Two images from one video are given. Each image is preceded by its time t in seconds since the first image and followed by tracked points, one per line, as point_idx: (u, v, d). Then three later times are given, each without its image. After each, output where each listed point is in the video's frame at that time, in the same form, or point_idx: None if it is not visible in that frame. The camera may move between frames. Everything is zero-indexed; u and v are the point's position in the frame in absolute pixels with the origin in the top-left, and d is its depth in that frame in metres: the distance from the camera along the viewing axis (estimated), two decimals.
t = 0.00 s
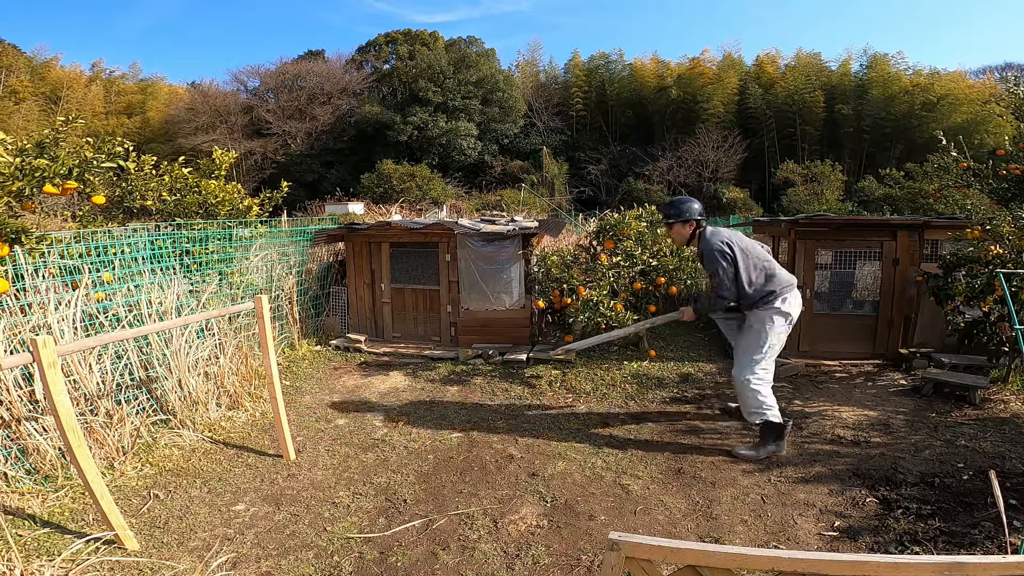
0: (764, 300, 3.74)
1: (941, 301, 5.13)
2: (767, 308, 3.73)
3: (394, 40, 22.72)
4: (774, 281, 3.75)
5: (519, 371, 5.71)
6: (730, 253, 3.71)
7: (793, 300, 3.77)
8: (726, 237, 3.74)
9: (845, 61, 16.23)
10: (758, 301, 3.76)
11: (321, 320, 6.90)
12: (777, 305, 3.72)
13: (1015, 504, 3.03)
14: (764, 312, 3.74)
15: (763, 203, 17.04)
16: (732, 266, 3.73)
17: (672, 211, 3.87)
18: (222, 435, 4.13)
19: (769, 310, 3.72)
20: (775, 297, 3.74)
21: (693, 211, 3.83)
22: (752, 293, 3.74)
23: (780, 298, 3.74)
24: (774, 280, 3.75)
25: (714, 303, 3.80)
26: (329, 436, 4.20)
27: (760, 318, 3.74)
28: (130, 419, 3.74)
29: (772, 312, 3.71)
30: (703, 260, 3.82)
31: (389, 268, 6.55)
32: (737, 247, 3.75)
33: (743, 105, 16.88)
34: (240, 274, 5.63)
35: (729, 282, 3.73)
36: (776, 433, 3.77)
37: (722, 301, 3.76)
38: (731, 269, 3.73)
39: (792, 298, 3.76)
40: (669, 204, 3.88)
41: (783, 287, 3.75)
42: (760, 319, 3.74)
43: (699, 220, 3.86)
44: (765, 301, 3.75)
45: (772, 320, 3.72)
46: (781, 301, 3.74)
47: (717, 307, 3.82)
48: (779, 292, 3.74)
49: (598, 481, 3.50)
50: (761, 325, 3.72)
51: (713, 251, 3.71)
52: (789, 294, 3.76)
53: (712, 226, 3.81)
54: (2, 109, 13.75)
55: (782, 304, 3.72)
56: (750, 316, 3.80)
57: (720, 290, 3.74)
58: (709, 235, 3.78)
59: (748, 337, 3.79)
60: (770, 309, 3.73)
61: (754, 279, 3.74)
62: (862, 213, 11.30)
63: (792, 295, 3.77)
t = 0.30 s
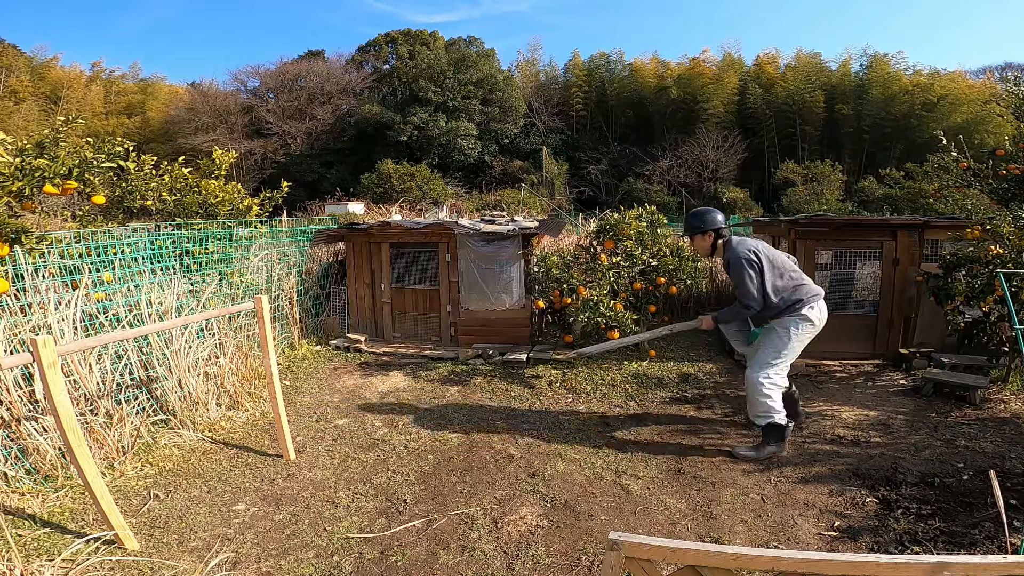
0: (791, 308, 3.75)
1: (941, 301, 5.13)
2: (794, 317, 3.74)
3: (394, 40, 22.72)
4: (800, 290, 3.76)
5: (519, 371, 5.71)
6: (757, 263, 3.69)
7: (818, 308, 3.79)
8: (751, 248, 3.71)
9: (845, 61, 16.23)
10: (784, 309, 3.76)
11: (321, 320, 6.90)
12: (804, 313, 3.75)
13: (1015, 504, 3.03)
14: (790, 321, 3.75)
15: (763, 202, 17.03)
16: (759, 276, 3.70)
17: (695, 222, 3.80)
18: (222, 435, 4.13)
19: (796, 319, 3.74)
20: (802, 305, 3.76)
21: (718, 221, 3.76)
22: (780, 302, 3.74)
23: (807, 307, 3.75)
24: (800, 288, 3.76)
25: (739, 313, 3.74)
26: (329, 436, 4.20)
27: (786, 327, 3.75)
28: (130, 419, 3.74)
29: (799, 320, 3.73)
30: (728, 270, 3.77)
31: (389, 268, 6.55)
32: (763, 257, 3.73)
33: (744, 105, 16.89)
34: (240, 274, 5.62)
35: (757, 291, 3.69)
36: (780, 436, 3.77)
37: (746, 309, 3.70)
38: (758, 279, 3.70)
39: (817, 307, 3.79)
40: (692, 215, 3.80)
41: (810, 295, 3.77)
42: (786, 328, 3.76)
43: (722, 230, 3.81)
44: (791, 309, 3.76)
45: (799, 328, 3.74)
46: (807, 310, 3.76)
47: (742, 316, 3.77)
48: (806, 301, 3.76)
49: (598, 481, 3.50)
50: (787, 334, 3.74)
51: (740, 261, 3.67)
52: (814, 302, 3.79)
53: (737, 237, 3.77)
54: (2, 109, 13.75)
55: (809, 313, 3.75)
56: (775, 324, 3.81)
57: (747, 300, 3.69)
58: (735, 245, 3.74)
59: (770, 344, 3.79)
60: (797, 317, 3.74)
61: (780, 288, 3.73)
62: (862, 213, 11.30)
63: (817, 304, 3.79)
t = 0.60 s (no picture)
0: (799, 309, 3.88)
1: (940, 301, 5.13)
2: (801, 317, 3.88)
3: (394, 40, 22.73)
4: (810, 292, 3.88)
5: (519, 371, 5.71)
6: (770, 262, 3.79)
7: (826, 311, 3.93)
8: (765, 247, 3.83)
9: (845, 61, 16.23)
10: (792, 309, 3.88)
11: (321, 320, 6.90)
12: (811, 315, 3.88)
13: (1015, 503, 3.03)
14: (797, 320, 3.89)
15: (763, 202, 17.03)
16: (771, 275, 3.81)
17: (712, 220, 3.93)
18: (222, 435, 4.13)
19: (804, 319, 3.87)
20: (810, 306, 3.88)
21: (733, 219, 3.89)
22: (790, 301, 3.84)
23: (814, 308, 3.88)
24: (810, 290, 3.88)
25: (749, 309, 3.83)
26: (329, 436, 4.20)
27: (793, 325, 3.89)
28: (130, 419, 3.74)
29: (806, 321, 3.87)
30: (741, 267, 3.88)
31: (389, 268, 6.54)
32: (776, 256, 3.84)
33: (743, 105, 16.88)
34: (240, 274, 5.62)
35: (768, 290, 3.79)
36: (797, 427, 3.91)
37: (756, 306, 3.80)
38: (769, 277, 3.81)
39: (824, 309, 3.92)
40: (709, 213, 3.93)
41: (818, 297, 3.89)
42: (793, 326, 3.89)
43: (737, 229, 3.94)
44: (799, 310, 3.88)
45: (804, 329, 3.88)
46: (814, 311, 3.89)
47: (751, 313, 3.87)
48: (814, 302, 3.88)
49: (598, 481, 3.50)
50: (794, 332, 3.88)
51: (754, 259, 3.77)
52: (822, 304, 3.92)
53: (751, 237, 3.89)
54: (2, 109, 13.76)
55: (816, 314, 3.89)
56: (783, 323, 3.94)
57: (757, 297, 3.79)
58: (748, 244, 3.86)
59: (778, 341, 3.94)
60: (804, 318, 3.88)
61: (791, 288, 3.83)
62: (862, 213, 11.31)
63: (825, 306, 3.92)
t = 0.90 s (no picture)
0: (795, 299, 4.02)
1: (940, 301, 5.13)
2: (796, 309, 4.04)
3: (394, 40, 22.74)
4: (804, 283, 4.02)
5: (518, 371, 5.72)
6: (764, 255, 3.92)
7: (818, 301, 4.09)
8: (761, 242, 3.94)
9: (845, 61, 16.24)
10: (788, 300, 4.03)
11: (321, 320, 6.90)
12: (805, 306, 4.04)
13: (1015, 503, 3.03)
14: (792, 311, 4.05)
15: (763, 202, 17.03)
16: (766, 268, 3.94)
17: (710, 215, 4.02)
18: (222, 435, 4.13)
19: (798, 310, 4.04)
20: (805, 298, 4.04)
21: (730, 214, 4.01)
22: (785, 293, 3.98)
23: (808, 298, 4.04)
24: (804, 281, 4.03)
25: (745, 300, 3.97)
26: (329, 436, 4.20)
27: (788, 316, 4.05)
28: (130, 419, 3.74)
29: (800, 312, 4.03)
30: (737, 261, 4.01)
31: (389, 268, 6.54)
32: (771, 249, 3.96)
33: (743, 105, 16.88)
34: (240, 274, 5.62)
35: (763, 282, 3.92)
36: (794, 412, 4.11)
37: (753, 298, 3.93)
38: (765, 270, 3.94)
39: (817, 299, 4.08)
40: (706, 208, 4.02)
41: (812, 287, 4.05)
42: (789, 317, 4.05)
43: (733, 224, 4.05)
44: (794, 301, 4.03)
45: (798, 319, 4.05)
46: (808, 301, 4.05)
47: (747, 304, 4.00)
48: (808, 294, 4.03)
49: (598, 481, 3.50)
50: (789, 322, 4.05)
51: (750, 254, 3.90)
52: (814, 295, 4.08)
53: (749, 232, 4.00)
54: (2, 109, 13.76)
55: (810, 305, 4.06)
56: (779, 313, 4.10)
57: (754, 289, 3.92)
58: (744, 238, 3.97)
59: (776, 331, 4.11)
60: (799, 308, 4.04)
61: (786, 281, 3.97)
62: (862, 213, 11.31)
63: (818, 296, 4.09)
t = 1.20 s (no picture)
0: (782, 299, 4.12)
1: (941, 301, 5.13)
2: (784, 309, 4.14)
3: (394, 40, 22.75)
4: (791, 285, 4.13)
5: (518, 371, 5.72)
6: (750, 257, 4.06)
7: (806, 302, 4.19)
8: (747, 245, 4.08)
9: (845, 61, 16.24)
10: (775, 301, 4.14)
11: (321, 320, 6.90)
12: (793, 307, 4.13)
13: (1015, 503, 3.03)
14: (779, 311, 4.15)
15: (763, 203, 17.02)
16: (752, 269, 4.07)
17: (697, 218, 4.17)
18: (222, 435, 4.13)
19: (785, 310, 4.13)
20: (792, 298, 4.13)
21: (717, 217, 4.14)
22: (771, 294, 4.10)
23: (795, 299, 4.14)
24: (790, 283, 4.14)
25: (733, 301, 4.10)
26: (329, 436, 4.20)
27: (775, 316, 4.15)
28: (130, 419, 3.74)
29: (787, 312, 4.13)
30: (724, 262, 4.15)
31: (389, 268, 6.54)
32: (757, 251, 4.10)
33: (744, 105, 16.88)
34: (240, 274, 5.62)
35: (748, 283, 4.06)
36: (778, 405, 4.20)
37: (739, 297, 4.06)
38: (751, 271, 4.07)
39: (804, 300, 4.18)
40: (695, 212, 4.17)
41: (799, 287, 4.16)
42: (777, 317, 4.15)
43: (721, 227, 4.19)
44: (781, 301, 4.13)
45: (786, 320, 4.14)
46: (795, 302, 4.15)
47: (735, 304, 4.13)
48: (795, 295, 4.13)
49: (598, 481, 3.50)
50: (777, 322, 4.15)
51: (736, 255, 4.04)
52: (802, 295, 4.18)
53: (735, 235, 4.14)
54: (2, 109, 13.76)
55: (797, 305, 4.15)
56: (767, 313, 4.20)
57: (740, 289, 4.06)
58: (730, 241, 4.12)
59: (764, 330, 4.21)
60: (786, 308, 4.14)
61: (773, 282, 4.09)
62: (862, 213, 11.31)
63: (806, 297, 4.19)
